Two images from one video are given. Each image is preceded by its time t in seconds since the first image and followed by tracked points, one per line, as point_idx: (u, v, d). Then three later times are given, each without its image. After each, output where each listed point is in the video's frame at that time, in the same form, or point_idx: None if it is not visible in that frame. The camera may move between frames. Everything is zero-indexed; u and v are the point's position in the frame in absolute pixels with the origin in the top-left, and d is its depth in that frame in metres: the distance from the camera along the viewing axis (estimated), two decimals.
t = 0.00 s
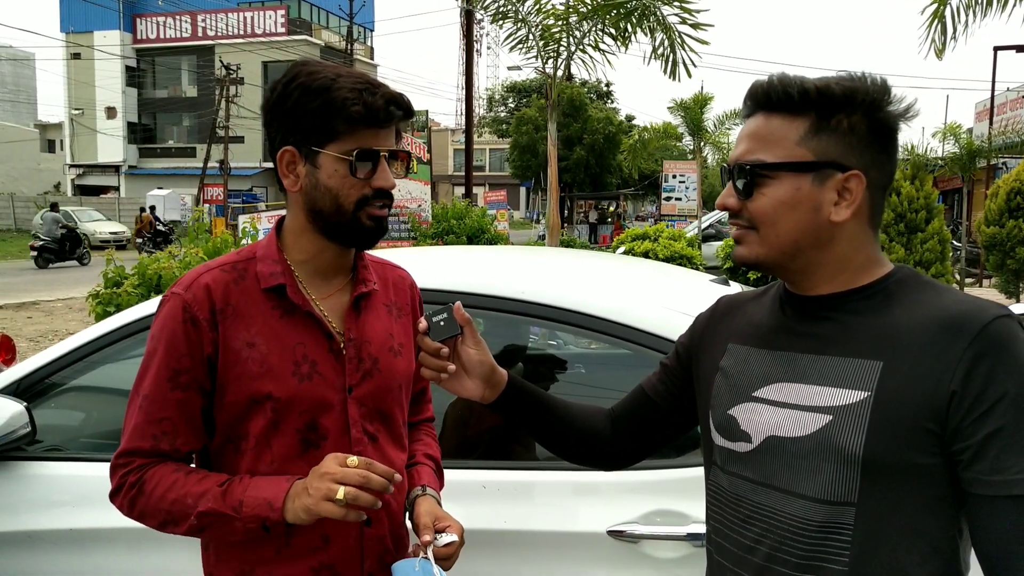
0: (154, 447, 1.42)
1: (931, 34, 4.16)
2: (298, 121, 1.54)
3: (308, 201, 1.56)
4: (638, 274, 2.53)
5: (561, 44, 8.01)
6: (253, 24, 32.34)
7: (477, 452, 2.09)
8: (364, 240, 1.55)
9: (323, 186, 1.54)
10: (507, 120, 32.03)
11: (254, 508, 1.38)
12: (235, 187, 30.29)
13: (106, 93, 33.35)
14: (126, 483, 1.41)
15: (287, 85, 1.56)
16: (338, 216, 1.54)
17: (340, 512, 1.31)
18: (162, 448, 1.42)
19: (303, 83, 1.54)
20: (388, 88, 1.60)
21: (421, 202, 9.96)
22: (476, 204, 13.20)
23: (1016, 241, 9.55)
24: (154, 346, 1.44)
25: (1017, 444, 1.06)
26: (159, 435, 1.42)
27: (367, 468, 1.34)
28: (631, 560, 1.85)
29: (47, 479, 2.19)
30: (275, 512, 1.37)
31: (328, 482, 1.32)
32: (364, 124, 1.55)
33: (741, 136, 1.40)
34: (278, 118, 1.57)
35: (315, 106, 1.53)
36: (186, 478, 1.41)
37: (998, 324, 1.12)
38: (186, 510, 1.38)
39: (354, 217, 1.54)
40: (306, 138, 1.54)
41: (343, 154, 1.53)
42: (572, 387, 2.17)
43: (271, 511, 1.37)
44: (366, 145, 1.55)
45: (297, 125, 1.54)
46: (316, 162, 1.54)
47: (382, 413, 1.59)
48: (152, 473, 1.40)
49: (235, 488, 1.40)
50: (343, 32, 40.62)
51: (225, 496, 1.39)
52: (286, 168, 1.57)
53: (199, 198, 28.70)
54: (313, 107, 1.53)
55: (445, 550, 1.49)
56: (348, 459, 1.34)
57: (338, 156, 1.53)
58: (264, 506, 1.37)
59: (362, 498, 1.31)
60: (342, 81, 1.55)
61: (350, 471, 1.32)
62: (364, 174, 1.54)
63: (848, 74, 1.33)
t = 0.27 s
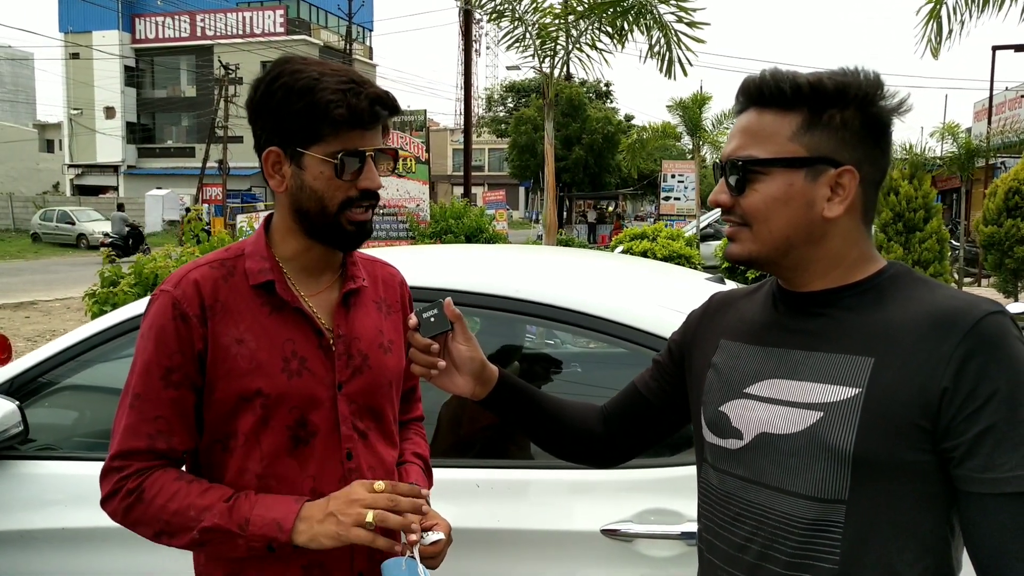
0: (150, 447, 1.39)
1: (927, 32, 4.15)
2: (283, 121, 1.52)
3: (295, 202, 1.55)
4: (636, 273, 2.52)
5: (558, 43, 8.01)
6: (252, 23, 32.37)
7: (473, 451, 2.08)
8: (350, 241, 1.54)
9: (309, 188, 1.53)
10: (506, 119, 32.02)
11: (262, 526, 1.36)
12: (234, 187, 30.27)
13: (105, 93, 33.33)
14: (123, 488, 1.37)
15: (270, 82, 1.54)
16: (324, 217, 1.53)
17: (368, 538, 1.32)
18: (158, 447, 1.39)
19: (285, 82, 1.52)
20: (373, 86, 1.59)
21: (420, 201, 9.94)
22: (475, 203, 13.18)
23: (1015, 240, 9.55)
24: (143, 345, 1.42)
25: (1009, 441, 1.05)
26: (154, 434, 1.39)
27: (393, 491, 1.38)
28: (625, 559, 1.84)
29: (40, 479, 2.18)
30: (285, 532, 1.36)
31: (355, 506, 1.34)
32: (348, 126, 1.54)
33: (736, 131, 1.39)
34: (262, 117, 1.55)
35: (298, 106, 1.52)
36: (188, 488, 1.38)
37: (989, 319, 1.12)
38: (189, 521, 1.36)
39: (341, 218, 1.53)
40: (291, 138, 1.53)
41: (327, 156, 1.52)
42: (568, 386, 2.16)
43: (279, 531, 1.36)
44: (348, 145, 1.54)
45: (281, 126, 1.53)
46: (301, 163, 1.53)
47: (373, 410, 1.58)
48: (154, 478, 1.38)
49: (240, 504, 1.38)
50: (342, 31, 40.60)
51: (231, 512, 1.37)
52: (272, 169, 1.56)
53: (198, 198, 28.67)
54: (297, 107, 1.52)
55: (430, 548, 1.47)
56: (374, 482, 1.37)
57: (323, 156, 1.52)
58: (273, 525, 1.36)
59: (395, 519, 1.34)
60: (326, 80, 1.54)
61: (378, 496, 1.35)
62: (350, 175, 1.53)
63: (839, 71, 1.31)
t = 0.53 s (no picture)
0: (139, 447, 1.38)
1: (925, 30, 4.14)
2: (272, 115, 1.51)
3: (286, 197, 1.54)
4: (635, 271, 2.51)
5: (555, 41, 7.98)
6: (251, 22, 32.43)
7: (472, 449, 2.06)
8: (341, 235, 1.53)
9: (300, 182, 1.52)
10: (505, 118, 31.99)
11: (248, 540, 1.36)
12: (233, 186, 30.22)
13: (103, 92, 33.27)
14: (110, 489, 1.37)
15: (256, 77, 1.52)
16: (316, 212, 1.52)
17: (358, 566, 1.34)
18: (147, 447, 1.39)
19: (272, 77, 1.51)
20: (362, 78, 1.58)
21: (418, 200, 9.90)
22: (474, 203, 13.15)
23: (1013, 239, 9.54)
24: (133, 345, 1.40)
25: (1007, 439, 1.04)
26: (143, 434, 1.39)
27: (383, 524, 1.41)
28: (621, 557, 1.83)
29: (35, 477, 2.16)
30: (271, 547, 1.36)
31: (349, 535, 1.35)
32: (336, 118, 1.53)
33: (728, 126, 1.38)
34: (250, 113, 1.54)
35: (286, 100, 1.51)
36: (175, 494, 1.37)
37: (988, 315, 1.10)
38: (176, 527, 1.36)
39: (333, 211, 1.52)
40: (281, 133, 1.51)
41: (317, 148, 1.51)
42: (567, 384, 2.14)
43: (265, 546, 1.36)
44: (337, 138, 1.53)
45: (270, 121, 1.52)
46: (292, 158, 1.52)
47: (368, 407, 1.57)
48: (142, 481, 1.37)
49: (227, 513, 1.38)
50: (341, 30, 40.56)
51: (218, 522, 1.37)
52: (262, 165, 1.55)
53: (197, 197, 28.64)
54: (285, 101, 1.51)
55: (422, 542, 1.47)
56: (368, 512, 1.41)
57: (312, 150, 1.51)
58: (259, 540, 1.36)
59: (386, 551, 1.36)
60: (313, 72, 1.52)
61: (372, 525, 1.38)
62: (341, 167, 1.52)
63: (830, 63, 1.30)
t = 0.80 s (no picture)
0: (133, 443, 1.37)
1: (924, 26, 4.12)
2: (263, 110, 1.50)
3: (280, 192, 1.53)
4: (634, 268, 2.49)
5: (554, 37, 7.96)
6: (249, 21, 32.88)
7: (469, 446, 2.06)
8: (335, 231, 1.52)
9: (293, 178, 1.51)
10: (504, 116, 31.96)
11: (244, 541, 1.35)
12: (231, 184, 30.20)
13: (101, 90, 33.22)
14: (104, 488, 1.35)
15: (247, 71, 1.51)
16: (310, 207, 1.51)
17: (358, 569, 1.34)
18: (142, 444, 1.37)
19: (262, 71, 1.50)
20: (355, 72, 1.56)
21: (417, 198, 9.87)
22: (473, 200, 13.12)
23: (1012, 236, 9.54)
24: (127, 341, 1.39)
25: (1008, 435, 1.03)
26: (138, 431, 1.37)
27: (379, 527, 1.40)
28: (618, 555, 1.82)
29: (31, 475, 2.15)
30: (268, 547, 1.35)
31: (347, 539, 1.35)
32: (328, 112, 1.51)
33: (728, 119, 1.37)
34: (242, 108, 1.53)
35: (277, 94, 1.49)
36: (170, 493, 1.36)
37: (989, 311, 1.09)
38: (171, 527, 1.34)
39: (327, 207, 1.51)
40: (273, 127, 1.50)
41: (309, 143, 1.50)
42: (565, 381, 2.13)
43: (262, 547, 1.35)
44: (330, 132, 1.51)
45: (262, 115, 1.50)
46: (284, 153, 1.51)
47: (364, 404, 1.55)
48: (137, 479, 1.36)
49: (223, 513, 1.37)
50: (339, 28, 40.54)
51: (214, 523, 1.35)
52: (256, 161, 1.54)
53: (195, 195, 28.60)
54: (275, 95, 1.49)
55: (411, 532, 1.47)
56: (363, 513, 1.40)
57: (305, 144, 1.50)
58: (256, 541, 1.35)
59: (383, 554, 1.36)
60: (304, 66, 1.51)
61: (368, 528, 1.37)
62: (334, 161, 1.51)
63: (829, 57, 1.29)
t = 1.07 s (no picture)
0: (131, 440, 1.36)
1: (923, 23, 4.12)
2: (258, 106, 1.49)
3: (276, 190, 1.52)
4: (633, 266, 2.49)
5: (552, 35, 7.95)
6: (247, 18, 32.93)
7: (468, 445, 2.05)
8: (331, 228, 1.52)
9: (290, 175, 1.50)
10: (502, 114, 31.93)
11: (243, 538, 1.35)
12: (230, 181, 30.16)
13: (99, 88, 33.17)
14: (102, 485, 1.35)
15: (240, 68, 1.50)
16: (307, 205, 1.51)
17: (364, 566, 1.35)
18: (141, 440, 1.37)
19: (255, 69, 1.49)
20: (350, 67, 1.56)
21: (415, 196, 9.86)
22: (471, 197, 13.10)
23: (1010, 234, 9.54)
24: (125, 338, 1.38)
25: (1006, 433, 1.03)
26: (136, 427, 1.37)
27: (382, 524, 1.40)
28: (616, 553, 1.82)
29: (29, 473, 2.15)
30: (268, 545, 1.35)
31: (354, 536, 1.35)
32: (322, 107, 1.51)
33: (726, 117, 1.36)
34: (237, 105, 1.52)
35: (270, 91, 1.49)
36: (170, 490, 1.36)
37: (987, 308, 1.09)
38: (170, 524, 1.34)
39: (324, 203, 1.51)
40: (268, 125, 1.50)
41: (305, 139, 1.50)
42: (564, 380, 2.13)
43: (262, 543, 1.35)
44: (323, 129, 1.51)
45: (257, 113, 1.50)
46: (280, 151, 1.50)
47: (363, 402, 1.55)
48: (136, 476, 1.35)
49: (223, 510, 1.36)
50: (338, 25, 40.51)
51: (213, 520, 1.35)
52: (252, 159, 1.53)
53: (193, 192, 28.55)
54: (269, 92, 1.49)
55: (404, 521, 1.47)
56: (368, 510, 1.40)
57: (301, 141, 1.49)
58: (256, 537, 1.35)
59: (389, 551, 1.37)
60: (298, 62, 1.50)
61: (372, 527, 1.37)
62: (330, 158, 1.51)
63: (825, 53, 1.29)
